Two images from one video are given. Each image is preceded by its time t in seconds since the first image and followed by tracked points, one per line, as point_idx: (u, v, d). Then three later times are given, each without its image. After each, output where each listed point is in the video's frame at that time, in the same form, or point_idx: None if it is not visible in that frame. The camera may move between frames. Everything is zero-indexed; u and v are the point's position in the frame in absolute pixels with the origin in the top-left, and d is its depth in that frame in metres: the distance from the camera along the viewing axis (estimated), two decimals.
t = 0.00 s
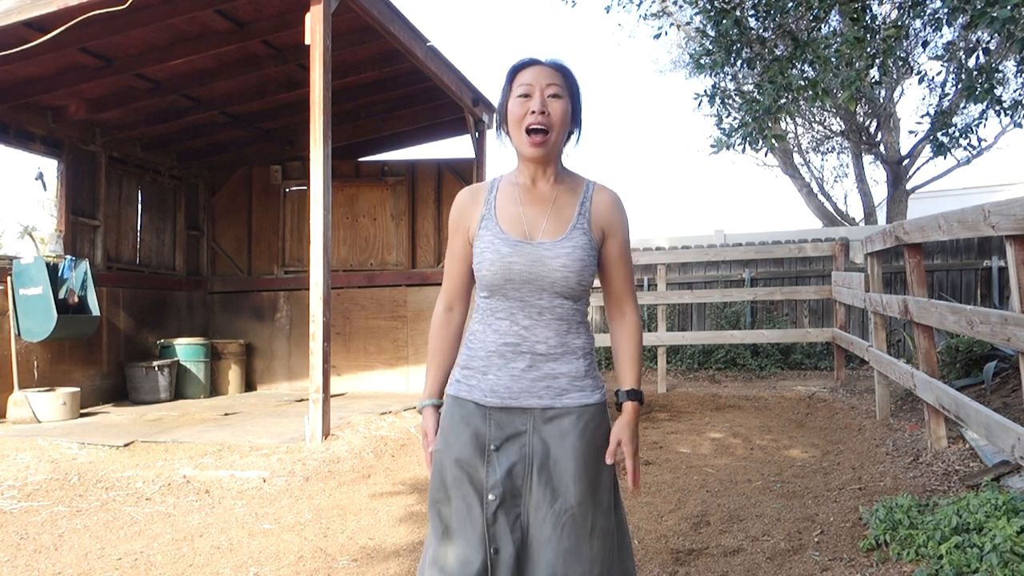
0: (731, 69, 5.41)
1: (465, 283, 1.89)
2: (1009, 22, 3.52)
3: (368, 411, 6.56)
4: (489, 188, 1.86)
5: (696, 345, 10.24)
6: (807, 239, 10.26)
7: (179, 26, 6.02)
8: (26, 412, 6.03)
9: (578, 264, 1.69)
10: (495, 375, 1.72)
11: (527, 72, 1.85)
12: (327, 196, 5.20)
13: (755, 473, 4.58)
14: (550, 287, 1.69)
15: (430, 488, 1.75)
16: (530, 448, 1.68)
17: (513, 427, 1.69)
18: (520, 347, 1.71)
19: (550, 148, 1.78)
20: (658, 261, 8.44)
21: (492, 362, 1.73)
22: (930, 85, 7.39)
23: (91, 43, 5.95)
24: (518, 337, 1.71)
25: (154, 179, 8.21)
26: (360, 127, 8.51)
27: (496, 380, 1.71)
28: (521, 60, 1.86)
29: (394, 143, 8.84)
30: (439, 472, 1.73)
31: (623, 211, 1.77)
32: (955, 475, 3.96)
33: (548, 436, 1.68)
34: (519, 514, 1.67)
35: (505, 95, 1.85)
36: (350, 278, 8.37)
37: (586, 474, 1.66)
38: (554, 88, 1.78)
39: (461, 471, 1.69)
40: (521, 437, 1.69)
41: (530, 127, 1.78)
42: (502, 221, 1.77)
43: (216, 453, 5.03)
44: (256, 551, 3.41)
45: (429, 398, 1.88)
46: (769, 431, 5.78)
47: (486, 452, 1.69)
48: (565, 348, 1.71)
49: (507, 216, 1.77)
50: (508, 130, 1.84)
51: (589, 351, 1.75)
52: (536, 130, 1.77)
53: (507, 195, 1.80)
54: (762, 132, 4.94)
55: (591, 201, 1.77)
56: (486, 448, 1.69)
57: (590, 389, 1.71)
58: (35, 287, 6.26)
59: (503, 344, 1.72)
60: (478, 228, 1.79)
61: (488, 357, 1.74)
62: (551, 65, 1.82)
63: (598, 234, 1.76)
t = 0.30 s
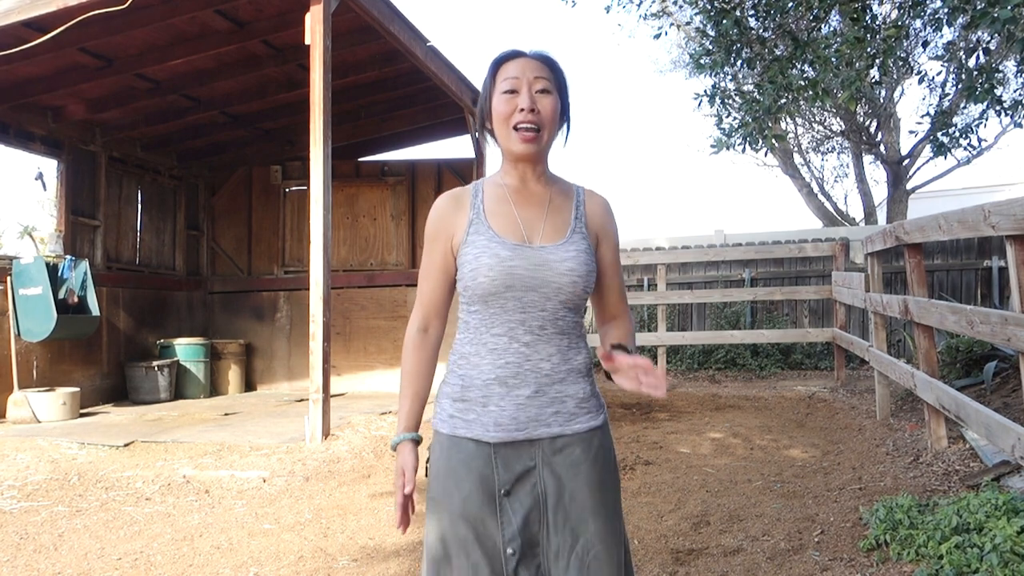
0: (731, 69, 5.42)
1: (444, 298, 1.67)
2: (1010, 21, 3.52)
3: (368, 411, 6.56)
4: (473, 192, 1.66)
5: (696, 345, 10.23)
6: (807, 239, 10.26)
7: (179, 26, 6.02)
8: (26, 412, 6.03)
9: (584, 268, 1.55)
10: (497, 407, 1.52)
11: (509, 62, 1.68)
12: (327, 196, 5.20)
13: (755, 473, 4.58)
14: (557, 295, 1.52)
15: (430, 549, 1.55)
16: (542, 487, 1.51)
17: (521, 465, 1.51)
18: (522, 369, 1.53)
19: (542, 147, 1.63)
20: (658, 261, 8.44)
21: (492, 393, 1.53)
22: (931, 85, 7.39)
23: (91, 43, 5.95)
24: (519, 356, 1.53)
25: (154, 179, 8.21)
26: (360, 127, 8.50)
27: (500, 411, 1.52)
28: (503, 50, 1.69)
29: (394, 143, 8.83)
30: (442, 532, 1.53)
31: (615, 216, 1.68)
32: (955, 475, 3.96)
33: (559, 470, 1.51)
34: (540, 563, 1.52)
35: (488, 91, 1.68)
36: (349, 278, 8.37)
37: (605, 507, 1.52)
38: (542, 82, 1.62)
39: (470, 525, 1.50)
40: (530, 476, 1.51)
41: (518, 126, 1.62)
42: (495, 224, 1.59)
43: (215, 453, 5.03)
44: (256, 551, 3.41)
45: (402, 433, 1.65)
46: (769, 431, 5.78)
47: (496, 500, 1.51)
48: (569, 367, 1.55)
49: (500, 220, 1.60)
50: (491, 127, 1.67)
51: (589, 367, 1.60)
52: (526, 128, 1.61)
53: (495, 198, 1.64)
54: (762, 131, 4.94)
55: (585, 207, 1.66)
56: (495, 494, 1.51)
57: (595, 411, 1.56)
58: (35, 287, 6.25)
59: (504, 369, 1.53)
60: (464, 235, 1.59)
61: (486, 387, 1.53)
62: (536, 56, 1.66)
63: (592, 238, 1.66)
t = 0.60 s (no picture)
0: (731, 69, 5.42)
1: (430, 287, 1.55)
2: (1010, 22, 3.52)
3: (368, 411, 6.56)
4: (459, 175, 1.57)
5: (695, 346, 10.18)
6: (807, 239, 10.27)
7: (179, 26, 6.02)
8: (25, 412, 6.03)
9: (580, 261, 1.47)
10: (474, 404, 1.45)
11: (494, 34, 1.60)
12: (327, 196, 5.20)
13: (755, 473, 4.58)
14: (550, 289, 1.44)
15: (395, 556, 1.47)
16: (518, 492, 1.44)
17: (498, 468, 1.44)
18: (505, 366, 1.45)
19: (531, 126, 1.54)
20: (658, 261, 8.45)
21: (469, 388, 1.46)
22: (930, 85, 7.40)
23: (91, 43, 5.95)
24: (503, 352, 1.45)
25: (154, 179, 8.21)
26: (360, 127, 8.50)
27: (477, 408, 1.45)
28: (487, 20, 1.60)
29: (394, 143, 8.83)
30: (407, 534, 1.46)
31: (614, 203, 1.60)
32: (955, 475, 3.96)
33: (538, 474, 1.44)
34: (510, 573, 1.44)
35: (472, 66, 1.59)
36: (349, 278, 8.38)
37: (589, 518, 1.42)
38: (530, 56, 1.54)
39: (436, 530, 1.42)
40: (508, 479, 1.44)
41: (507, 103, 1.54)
42: (484, 212, 1.50)
43: (215, 453, 5.03)
44: (256, 551, 3.41)
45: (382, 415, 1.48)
46: (769, 431, 5.78)
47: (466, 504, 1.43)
48: (557, 365, 1.47)
49: (488, 207, 1.51)
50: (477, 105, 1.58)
51: (584, 368, 1.52)
52: (514, 105, 1.53)
53: (484, 182, 1.55)
54: (762, 132, 4.94)
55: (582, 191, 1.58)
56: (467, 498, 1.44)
57: (590, 414, 1.48)
58: (35, 287, 6.25)
59: (485, 364, 1.45)
60: (450, 224, 1.50)
61: (463, 383, 1.47)
62: (523, 27, 1.57)
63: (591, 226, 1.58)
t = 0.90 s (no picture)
0: (731, 69, 5.42)
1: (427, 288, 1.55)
2: (1010, 21, 3.52)
3: (368, 411, 6.56)
4: (464, 166, 1.52)
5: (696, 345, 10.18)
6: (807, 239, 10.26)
7: (179, 26, 6.02)
8: (26, 412, 6.03)
9: (583, 261, 1.39)
10: (468, 411, 1.39)
11: (507, 15, 1.53)
12: (327, 196, 5.20)
13: (755, 473, 4.58)
14: (550, 291, 1.37)
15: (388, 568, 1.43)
16: (516, 506, 1.37)
17: (494, 480, 1.37)
18: (502, 371, 1.39)
19: (542, 115, 1.47)
20: (658, 261, 8.45)
21: (464, 394, 1.40)
22: (931, 85, 7.40)
23: (91, 43, 5.95)
24: (499, 355, 1.39)
25: (154, 179, 8.20)
26: (360, 127, 8.51)
27: (472, 415, 1.39)
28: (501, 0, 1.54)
29: (394, 143, 8.83)
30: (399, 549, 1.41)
31: (631, 200, 1.52)
32: (955, 474, 3.96)
33: (537, 487, 1.36)
34: None
35: (483, 50, 1.52)
36: (349, 278, 8.38)
37: (590, 534, 1.34)
38: (545, 41, 1.47)
39: (426, 543, 1.37)
40: (504, 493, 1.37)
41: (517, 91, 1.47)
42: (484, 207, 1.45)
43: (215, 453, 5.03)
44: (256, 551, 3.41)
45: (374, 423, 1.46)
46: (769, 431, 5.78)
47: (459, 516, 1.37)
48: (559, 370, 1.39)
49: (491, 201, 1.46)
50: (487, 92, 1.52)
51: (592, 371, 1.44)
52: (525, 93, 1.46)
53: (489, 174, 1.50)
54: (762, 131, 4.93)
55: (595, 185, 1.50)
56: (460, 510, 1.37)
57: (596, 423, 1.39)
58: (35, 287, 6.25)
59: (480, 368, 1.40)
60: (450, 219, 1.46)
61: (458, 388, 1.41)
62: (540, 9, 1.50)
63: (603, 224, 1.50)
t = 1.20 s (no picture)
0: (731, 69, 5.42)
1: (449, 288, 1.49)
2: (1009, 22, 3.52)
3: (368, 411, 6.56)
4: (481, 162, 1.47)
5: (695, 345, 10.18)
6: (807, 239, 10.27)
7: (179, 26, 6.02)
8: (26, 412, 6.03)
9: (599, 260, 1.30)
10: (487, 422, 1.33)
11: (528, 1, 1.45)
12: (327, 196, 5.20)
13: (755, 473, 4.58)
14: (563, 294, 1.30)
15: None
16: (537, 522, 1.30)
17: (515, 494, 1.31)
18: (521, 379, 1.32)
19: (562, 107, 1.40)
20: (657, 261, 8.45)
21: (482, 405, 1.34)
22: (930, 85, 7.41)
23: (91, 43, 5.95)
24: (516, 362, 1.32)
25: (154, 179, 8.20)
26: (360, 127, 8.51)
27: (489, 426, 1.33)
28: None
29: (394, 143, 8.83)
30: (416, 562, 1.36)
31: (658, 190, 1.39)
32: (955, 475, 3.96)
33: (560, 502, 1.29)
34: None
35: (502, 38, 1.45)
36: (349, 278, 8.38)
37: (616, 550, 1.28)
38: (566, 27, 1.39)
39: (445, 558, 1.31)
40: (525, 508, 1.31)
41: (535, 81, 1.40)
42: (498, 204, 1.39)
43: (216, 453, 5.03)
44: (257, 551, 3.41)
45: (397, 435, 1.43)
46: (769, 431, 5.78)
47: (477, 531, 1.30)
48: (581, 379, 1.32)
49: (505, 196, 1.40)
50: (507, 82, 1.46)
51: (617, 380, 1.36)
52: (544, 83, 1.38)
53: (505, 169, 1.43)
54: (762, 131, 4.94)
55: (618, 178, 1.39)
56: (478, 525, 1.31)
57: (620, 432, 1.33)
58: (35, 287, 6.26)
59: (499, 376, 1.33)
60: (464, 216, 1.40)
61: (476, 398, 1.35)
62: None
63: (626, 220, 1.38)
